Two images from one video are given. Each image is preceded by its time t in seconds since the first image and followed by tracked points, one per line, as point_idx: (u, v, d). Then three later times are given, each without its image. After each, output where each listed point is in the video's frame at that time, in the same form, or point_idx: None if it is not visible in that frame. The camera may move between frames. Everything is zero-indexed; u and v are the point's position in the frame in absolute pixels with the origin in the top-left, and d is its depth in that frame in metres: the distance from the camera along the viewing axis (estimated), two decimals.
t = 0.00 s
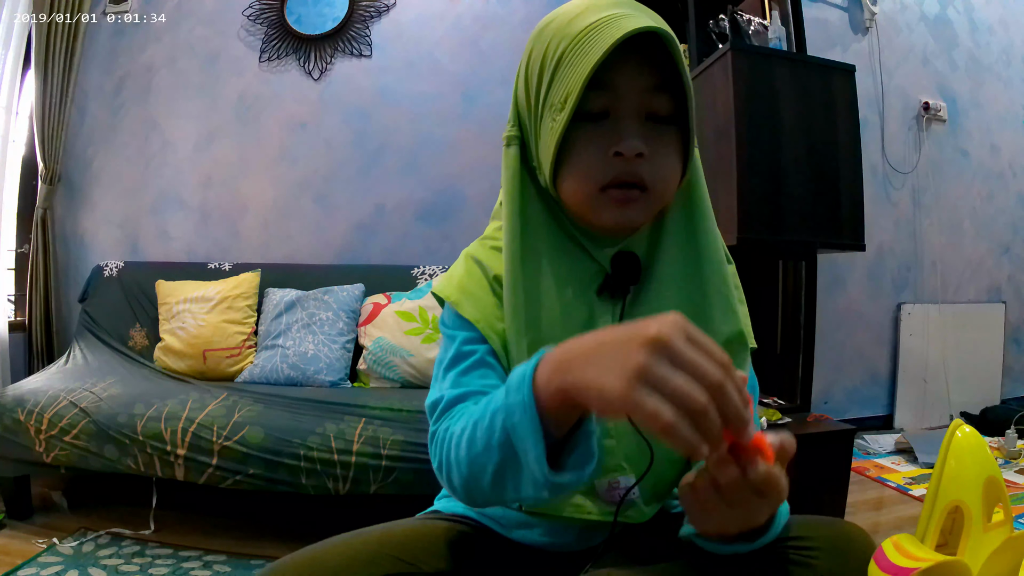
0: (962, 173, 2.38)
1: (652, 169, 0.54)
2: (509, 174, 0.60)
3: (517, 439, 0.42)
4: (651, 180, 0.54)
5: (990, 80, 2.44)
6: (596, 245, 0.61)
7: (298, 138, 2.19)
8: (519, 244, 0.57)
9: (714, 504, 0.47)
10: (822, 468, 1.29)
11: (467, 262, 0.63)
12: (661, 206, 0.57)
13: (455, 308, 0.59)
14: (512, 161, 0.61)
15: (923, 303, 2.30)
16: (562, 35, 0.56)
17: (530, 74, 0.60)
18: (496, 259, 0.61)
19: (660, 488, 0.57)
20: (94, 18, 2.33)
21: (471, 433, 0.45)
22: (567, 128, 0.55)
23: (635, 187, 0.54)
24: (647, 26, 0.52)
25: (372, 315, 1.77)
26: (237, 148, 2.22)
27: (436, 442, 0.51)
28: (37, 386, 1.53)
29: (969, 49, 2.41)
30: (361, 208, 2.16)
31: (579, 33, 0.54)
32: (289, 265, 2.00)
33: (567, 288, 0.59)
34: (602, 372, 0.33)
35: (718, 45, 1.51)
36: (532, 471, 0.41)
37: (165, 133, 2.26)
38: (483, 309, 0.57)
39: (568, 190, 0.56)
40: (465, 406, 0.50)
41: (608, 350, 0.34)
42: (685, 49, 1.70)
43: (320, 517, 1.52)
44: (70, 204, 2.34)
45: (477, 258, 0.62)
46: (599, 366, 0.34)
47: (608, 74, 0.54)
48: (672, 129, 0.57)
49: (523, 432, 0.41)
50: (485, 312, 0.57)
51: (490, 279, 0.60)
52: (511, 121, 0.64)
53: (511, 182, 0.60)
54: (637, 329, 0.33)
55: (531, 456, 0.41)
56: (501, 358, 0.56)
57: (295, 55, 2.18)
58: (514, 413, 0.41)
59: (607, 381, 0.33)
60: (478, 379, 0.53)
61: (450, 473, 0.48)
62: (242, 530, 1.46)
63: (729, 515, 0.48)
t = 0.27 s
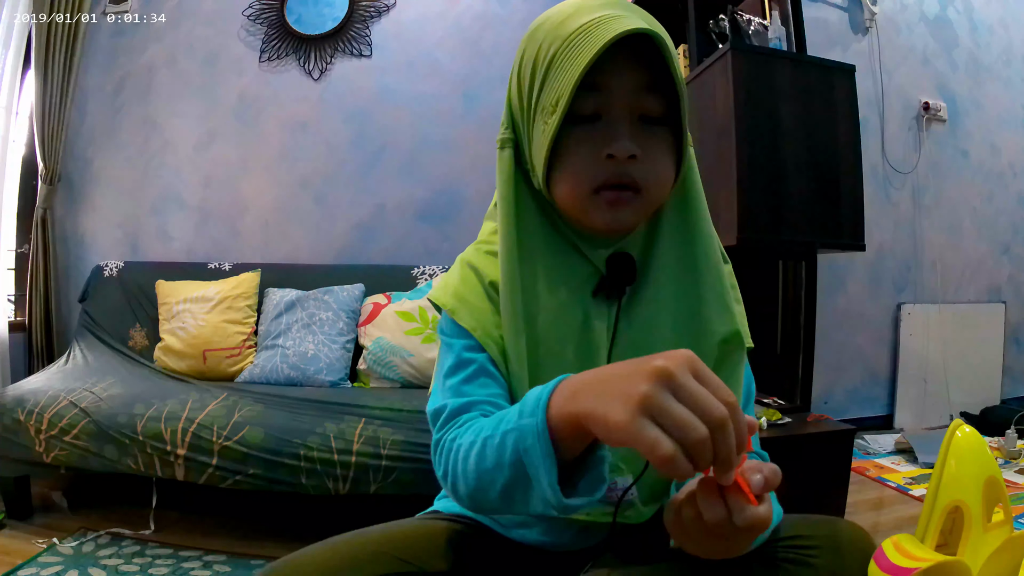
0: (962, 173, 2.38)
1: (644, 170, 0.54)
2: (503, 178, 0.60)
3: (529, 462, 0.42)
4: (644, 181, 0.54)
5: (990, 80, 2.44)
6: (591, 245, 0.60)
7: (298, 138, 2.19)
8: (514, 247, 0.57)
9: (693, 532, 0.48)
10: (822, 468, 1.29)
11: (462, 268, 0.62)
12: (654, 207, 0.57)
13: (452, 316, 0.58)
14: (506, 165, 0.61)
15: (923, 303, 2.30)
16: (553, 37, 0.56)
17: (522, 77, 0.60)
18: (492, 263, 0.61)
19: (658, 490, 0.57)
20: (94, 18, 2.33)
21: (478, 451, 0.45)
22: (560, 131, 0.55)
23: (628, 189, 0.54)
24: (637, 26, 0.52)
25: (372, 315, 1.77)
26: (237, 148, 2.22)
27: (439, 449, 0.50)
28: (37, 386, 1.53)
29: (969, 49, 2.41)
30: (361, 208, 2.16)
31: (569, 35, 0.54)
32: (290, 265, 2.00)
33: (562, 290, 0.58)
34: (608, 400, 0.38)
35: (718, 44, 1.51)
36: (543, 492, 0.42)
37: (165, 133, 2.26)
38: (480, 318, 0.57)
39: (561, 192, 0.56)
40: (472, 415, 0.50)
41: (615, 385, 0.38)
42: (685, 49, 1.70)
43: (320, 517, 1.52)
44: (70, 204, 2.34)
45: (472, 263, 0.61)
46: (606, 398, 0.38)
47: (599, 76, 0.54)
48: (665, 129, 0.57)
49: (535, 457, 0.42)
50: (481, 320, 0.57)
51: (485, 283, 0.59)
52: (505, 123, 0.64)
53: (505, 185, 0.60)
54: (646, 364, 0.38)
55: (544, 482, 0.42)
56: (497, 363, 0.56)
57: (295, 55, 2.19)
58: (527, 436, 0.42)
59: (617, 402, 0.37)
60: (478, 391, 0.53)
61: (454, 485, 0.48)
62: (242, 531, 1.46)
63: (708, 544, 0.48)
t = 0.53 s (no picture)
0: (962, 173, 2.38)
1: (651, 178, 0.54)
2: (506, 177, 0.59)
3: (509, 531, 0.41)
4: (650, 189, 0.55)
5: (990, 80, 2.44)
6: (591, 248, 0.61)
7: (298, 138, 2.19)
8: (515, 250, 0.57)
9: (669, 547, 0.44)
10: (822, 468, 1.29)
11: (459, 268, 0.62)
12: (657, 214, 0.57)
13: (446, 316, 0.58)
14: (508, 163, 0.60)
15: (923, 303, 2.30)
16: (564, 39, 0.56)
17: (530, 76, 0.59)
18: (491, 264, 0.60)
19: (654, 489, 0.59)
20: (94, 18, 2.33)
21: (463, 490, 0.44)
22: (568, 135, 0.54)
23: (634, 196, 0.55)
24: (652, 35, 0.52)
25: (372, 315, 1.78)
26: (237, 148, 2.22)
27: (426, 452, 0.51)
28: (37, 386, 1.53)
29: (969, 49, 2.41)
30: (361, 208, 2.16)
31: (582, 39, 0.54)
32: (290, 265, 2.00)
33: (563, 293, 0.58)
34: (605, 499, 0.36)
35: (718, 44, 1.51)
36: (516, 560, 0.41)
37: (165, 133, 2.26)
38: (473, 318, 0.57)
39: (567, 196, 0.56)
40: (461, 426, 0.50)
41: (609, 480, 0.36)
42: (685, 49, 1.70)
43: (320, 517, 1.52)
44: (70, 204, 2.34)
45: (470, 263, 0.61)
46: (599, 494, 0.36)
47: (610, 82, 0.53)
48: (672, 136, 0.57)
49: (516, 531, 0.40)
50: (476, 320, 0.56)
51: (484, 285, 0.59)
52: (509, 121, 0.63)
53: (508, 185, 0.59)
54: (635, 456, 0.36)
55: (523, 546, 0.40)
56: (491, 368, 0.55)
57: (295, 55, 2.18)
58: (514, 510, 0.40)
59: (613, 511, 0.35)
60: (468, 397, 0.53)
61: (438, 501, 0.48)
62: (243, 531, 1.46)
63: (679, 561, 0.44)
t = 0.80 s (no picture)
0: (962, 173, 2.38)
1: (667, 187, 0.54)
2: (518, 176, 0.58)
3: (496, 551, 0.42)
4: (665, 198, 0.55)
5: (990, 80, 2.44)
6: (598, 252, 0.60)
7: (298, 138, 2.18)
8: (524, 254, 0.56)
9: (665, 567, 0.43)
10: (822, 468, 1.29)
11: (462, 271, 0.61)
12: (668, 223, 0.57)
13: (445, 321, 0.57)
14: (520, 162, 0.59)
15: (923, 303, 2.30)
16: (587, 40, 0.55)
17: (548, 74, 0.58)
18: (496, 268, 0.59)
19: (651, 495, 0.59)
20: (94, 18, 2.33)
21: (448, 505, 0.45)
22: (586, 138, 0.54)
23: (648, 205, 0.54)
24: (679, 45, 0.52)
25: (372, 316, 1.77)
26: (237, 147, 2.22)
27: (410, 457, 0.51)
28: (37, 386, 1.52)
29: (969, 49, 2.41)
30: (361, 208, 2.16)
31: (606, 43, 0.54)
32: (290, 265, 2.00)
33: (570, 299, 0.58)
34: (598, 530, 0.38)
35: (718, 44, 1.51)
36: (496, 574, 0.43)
37: (165, 133, 2.26)
38: (473, 324, 0.56)
39: (580, 201, 0.56)
40: (450, 439, 0.50)
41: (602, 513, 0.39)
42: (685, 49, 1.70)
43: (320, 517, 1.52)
44: (70, 204, 2.34)
45: (474, 266, 0.60)
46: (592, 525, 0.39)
47: (632, 88, 0.53)
48: (689, 145, 0.57)
49: (504, 553, 0.41)
50: (475, 327, 0.56)
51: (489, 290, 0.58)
52: (522, 117, 0.62)
53: (520, 185, 0.58)
54: (623, 489, 0.39)
55: (508, 567, 0.42)
56: (486, 376, 0.55)
57: (295, 55, 2.18)
58: (504, 534, 0.41)
59: (606, 541, 0.37)
60: (460, 409, 0.54)
61: (416, 508, 0.48)
62: (243, 531, 1.46)
63: None
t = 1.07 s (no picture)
0: (962, 173, 2.38)
1: (668, 174, 0.54)
2: (522, 164, 0.58)
3: (496, 555, 0.41)
4: (667, 186, 0.54)
5: (990, 80, 2.44)
6: (599, 247, 0.60)
7: (298, 138, 2.19)
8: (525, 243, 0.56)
9: None
10: (822, 468, 1.29)
11: (461, 264, 0.60)
12: (671, 218, 0.56)
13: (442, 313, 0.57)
14: (525, 151, 0.59)
15: (923, 303, 2.30)
16: (592, 28, 0.55)
17: (554, 64, 0.59)
18: (496, 261, 0.59)
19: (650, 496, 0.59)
20: (94, 18, 2.33)
21: (444, 505, 0.44)
22: (587, 121, 0.54)
23: (650, 191, 0.54)
24: (681, 27, 0.52)
25: (372, 316, 1.77)
26: (237, 147, 2.22)
27: (400, 451, 0.50)
28: (37, 386, 1.52)
29: (969, 49, 2.41)
30: (361, 208, 2.16)
31: (610, 28, 0.54)
32: (290, 265, 2.00)
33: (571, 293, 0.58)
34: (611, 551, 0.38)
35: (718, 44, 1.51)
36: None
37: (165, 133, 2.26)
38: (470, 317, 0.55)
39: (581, 187, 0.55)
40: (443, 434, 0.49)
41: (622, 536, 0.38)
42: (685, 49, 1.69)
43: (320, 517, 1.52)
44: (70, 204, 2.34)
45: (473, 260, 0.60)
46: (607, 548, 0.38)
47: (635, 72, 0.54)
48: (692, 136, 0.57)
49: (506, 559, 0.40)
50: (472, 321, 0.55)
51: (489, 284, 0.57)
52: (528, 109, 0.62)
53: (522, 172, 0.58)
54: (648, 519, 0.39)
55: (505, 571, 0.40)
56: (480, 372, 0.56)
57: (295, 55, 2.18)
58: (507, 538, 0.41)
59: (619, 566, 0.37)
60: (453, 404, 0.54)
61: (405, 505, 0.47)
62: (243, 531, 1.46)
63: None
